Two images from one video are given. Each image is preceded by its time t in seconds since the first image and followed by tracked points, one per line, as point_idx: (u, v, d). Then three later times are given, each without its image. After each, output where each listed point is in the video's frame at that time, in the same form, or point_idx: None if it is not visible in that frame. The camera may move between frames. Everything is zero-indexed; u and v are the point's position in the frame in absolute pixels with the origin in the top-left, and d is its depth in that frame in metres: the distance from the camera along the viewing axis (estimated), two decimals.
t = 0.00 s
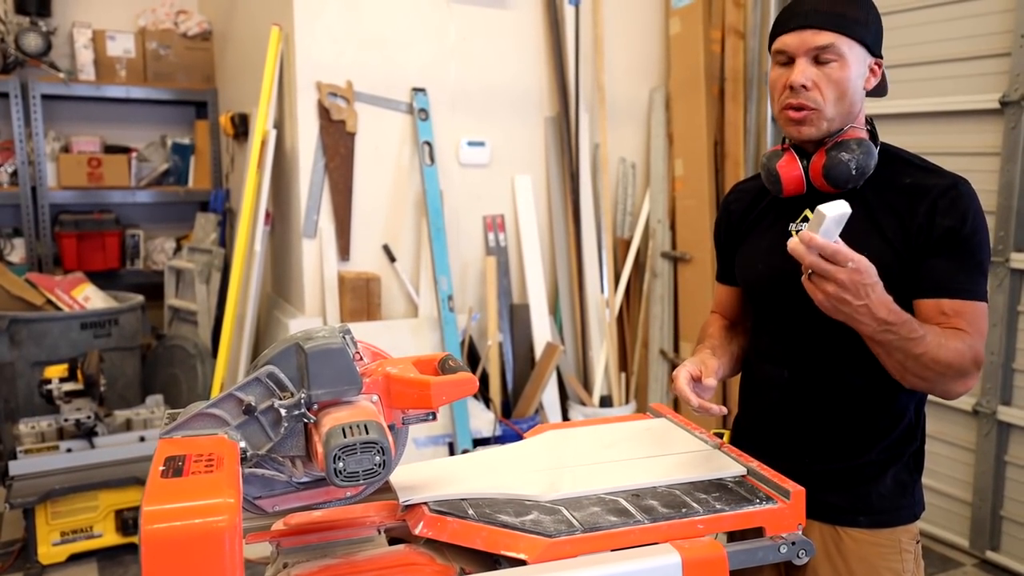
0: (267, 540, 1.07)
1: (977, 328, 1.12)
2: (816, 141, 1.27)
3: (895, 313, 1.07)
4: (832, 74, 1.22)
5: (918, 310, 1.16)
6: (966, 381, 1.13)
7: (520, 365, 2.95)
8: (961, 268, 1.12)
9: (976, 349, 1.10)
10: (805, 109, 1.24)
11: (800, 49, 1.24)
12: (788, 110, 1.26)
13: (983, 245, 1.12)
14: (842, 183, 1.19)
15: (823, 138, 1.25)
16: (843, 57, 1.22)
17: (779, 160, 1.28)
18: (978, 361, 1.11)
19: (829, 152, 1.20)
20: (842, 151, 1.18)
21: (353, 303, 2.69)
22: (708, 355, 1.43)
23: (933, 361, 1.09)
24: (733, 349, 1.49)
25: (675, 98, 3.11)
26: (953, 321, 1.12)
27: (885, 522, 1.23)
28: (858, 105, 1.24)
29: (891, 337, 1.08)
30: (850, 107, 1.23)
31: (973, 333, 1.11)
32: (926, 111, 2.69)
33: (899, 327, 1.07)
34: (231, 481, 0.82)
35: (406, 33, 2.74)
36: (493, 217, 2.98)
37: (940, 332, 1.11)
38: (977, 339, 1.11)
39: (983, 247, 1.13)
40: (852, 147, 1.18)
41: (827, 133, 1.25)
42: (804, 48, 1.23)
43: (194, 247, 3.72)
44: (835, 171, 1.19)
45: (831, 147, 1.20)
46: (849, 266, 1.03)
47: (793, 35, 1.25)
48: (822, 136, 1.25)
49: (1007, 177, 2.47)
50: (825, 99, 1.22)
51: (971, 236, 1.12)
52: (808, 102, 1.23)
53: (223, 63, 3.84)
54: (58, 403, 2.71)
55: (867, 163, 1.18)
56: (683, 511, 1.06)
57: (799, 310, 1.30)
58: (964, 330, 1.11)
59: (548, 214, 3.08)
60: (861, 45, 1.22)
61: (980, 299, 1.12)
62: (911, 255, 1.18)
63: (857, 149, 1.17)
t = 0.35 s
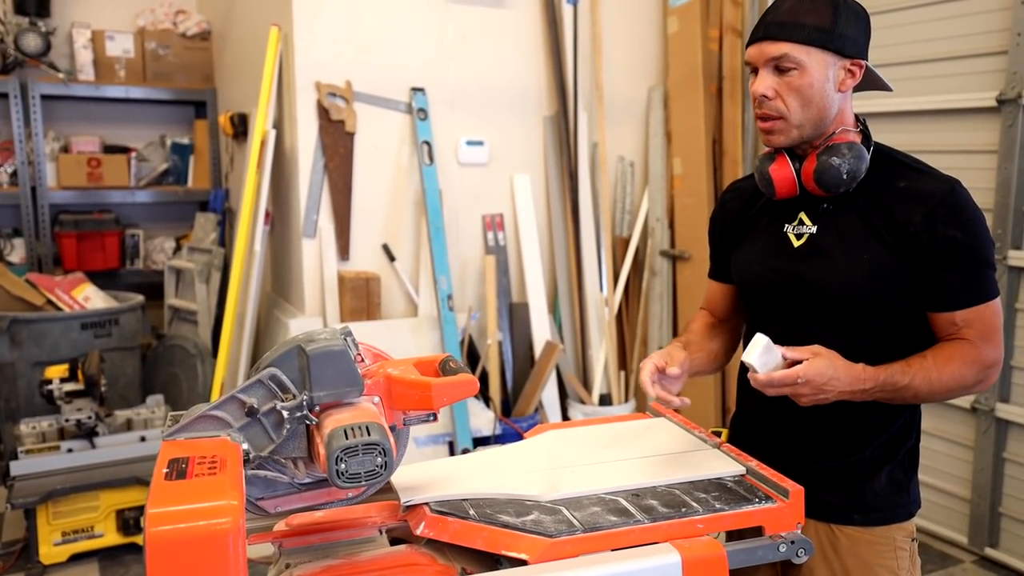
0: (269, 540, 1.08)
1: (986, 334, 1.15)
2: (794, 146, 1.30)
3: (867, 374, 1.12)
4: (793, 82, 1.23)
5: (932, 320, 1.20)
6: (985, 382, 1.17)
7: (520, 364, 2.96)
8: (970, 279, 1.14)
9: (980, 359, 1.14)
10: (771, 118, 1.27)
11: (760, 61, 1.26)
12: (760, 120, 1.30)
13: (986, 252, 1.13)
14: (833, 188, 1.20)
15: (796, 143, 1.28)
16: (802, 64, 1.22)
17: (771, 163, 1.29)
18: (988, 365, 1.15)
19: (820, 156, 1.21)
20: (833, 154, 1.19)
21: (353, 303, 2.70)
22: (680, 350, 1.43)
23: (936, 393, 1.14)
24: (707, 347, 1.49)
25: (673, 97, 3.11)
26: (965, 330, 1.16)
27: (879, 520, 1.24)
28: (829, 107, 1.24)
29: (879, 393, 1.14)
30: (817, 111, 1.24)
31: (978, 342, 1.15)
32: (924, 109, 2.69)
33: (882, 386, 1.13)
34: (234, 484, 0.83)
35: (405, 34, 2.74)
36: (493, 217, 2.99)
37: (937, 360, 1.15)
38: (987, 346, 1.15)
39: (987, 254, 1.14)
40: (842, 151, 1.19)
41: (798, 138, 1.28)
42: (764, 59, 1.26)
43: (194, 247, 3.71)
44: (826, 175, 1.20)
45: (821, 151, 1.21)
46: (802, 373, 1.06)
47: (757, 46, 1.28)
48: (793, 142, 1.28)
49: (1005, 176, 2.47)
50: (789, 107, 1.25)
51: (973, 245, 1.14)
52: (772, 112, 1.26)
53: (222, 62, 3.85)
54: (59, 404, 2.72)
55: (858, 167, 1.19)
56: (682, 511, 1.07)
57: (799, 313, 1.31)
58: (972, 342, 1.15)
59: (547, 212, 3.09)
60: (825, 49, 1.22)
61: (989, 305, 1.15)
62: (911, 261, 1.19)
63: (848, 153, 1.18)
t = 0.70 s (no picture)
0: (266, 542, 1.08)
1: (985, 332, 1.15)
2: (795, 148, 1.30)
3: (862, 365, 1.11)
4: (793, 84, 1.24)
5: (933, 318, 1.21)
6: (985, 380, 1.17)
7: (516, 365, 2.96)
8: (971, 277, 1.15)
9: (978, 355, 1.15)
10: (772, 120, 1.28)
11: (760, 62, 1.27)
12: (761, 121, 1.31)
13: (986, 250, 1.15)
14: (838, 188, 1.21)
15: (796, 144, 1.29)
16: (803, 66, 1.23)
17: (773, 165, 1.28)
18: (987, 362, 1.15)
19: (824, 157, 1.21)
20: (837, 156, 1.20)
21: (350, 303, 2.69)
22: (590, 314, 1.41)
23: (931, 386, 1.14)
24: (625, 312, 1.47)
25: (670, 98, 3.12)
26: (964, 328, 1.17)
27: (882, 520, 1.24)
28: (830, 108, 1.25)
29: (873, 384, 1.14)
30: (818, 112, 1.25)
31: (976, 340, 1.15)
32: (920, 111, 2.70)
33: (876, 376, 1.13)
34: (231, 485, 0.83)
35: (402, 35, 2.74)
36: (490, 217, 2.99)
37: (933, 353, 1.15)
38: (985, 344, 1.15)
39: (985, 252, 1.16)
40: (847, 152, 1.19)
41: (799, 138, 1.28)
42: (764, 61, 1.26)
43: (190, 247, 3.69)
44: (832, 177, 1.20)
45: (826, 152, 1.22)
46: (808, 377, 1.05)
47: (756, 48, 1.28)
48: (795, 142, 1.29)
49: (1000, 177, 2.49)
50: (790, 109, 1.25)
51: (973, 243, 1.15)
52: (773, 113, 1.27)
53: (219, 62, 3.84)
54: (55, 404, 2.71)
55: (862, 168, 1.20)
56: (679, 512, 1.07)
57: (800, 314, 1.31)
58: (971, 339, 1.16)
59: (544, 213, 3.08)
60: (825, 51, 1.22)
61: (989, 302, 1.15)
62: (914, 260, 1.20)
63: (852, 154, 1.19)
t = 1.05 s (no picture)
0: (260, 538, 1.07)
1: (991, 321, 1.18)
2: (796, 141, 1.30)
3: (884, 368, 1.10)
4: (796, 73, 1.23)
5: (938, 310, 1.22)
6: (991, 370, 1.19)
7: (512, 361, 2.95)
8: (979, 268, 1.16)
9: (988, 347, 1.17)
10: (775, 110, 1.27)
11: (764, 51, 1.26)
12: (762, 112, 1.29)
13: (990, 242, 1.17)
14: (844, 183, 1.20)
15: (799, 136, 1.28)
16: (806, 55, 1.22)
17: (775, 160, 1.28)
18: (995, 352, 1.18)
19: (830, 151, 1.21)
20: (843, 150, 1.19)
21: (345, 299, 2.69)
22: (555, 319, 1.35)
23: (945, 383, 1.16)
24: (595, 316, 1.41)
25: (666, 94, 3.11)
26: (972, 319, 1.19)
27: (884, 515, 1.25)
28: (831, 99, 1.25)
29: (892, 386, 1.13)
30: (821, 103, 1.25)
31: (984, 332, 1.18)
32: (916, 107, 2.70)
33: (896, 378, 1.12)
34: (225, 480, 0.82)
35: (398, 30, 2.73)
36: (485, 213, 2.98)
37: (946, 349, 1.16)
38: (992, 333, 1.18)
39: (987, 243, 1.17)
40: (853, 146, 1.19)
41: (800, 130, 1.28)
42: (767, 51, 1.25)
43: (184, 242, 3.66)
44: (838, 171, 1.20)
45: (831, 146, 1.21)
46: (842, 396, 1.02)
47: (757, 39, 1.27)
48: (797, 133, 1.28)
49: (996, 174, 2.49)
50: (793, 99, 1.25)
51: (978, 236, 1.16)
52: (776, 103, 1.26)
53: (214, 56, 3.82)
54: (48, 400, 2.69)
55: (867, 162, 1.20)
56: (674, 508, 1.07)
57: (804, 311, 1.30)
58: (978, 330, 1.18)
59: (540, 208, 3.08)
60: (827, 41, 1.23)
61: (994, 292, 1.18)
62: (920, 254, 1.20)
63: (858, 147, 1.19)
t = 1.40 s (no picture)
0: (255, 539, 1.07)
1: (975, 319, 1.14)
2: (802, 135, 1.28)
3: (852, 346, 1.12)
4: (813, 63, 1.24)
5: (921, 309, 1.19)
6: (976, 372, 1.14)
7: (508, 360, 2.95)
8: (962, 264, 1.14)
9: (969, 345, 1.13)
10: (791, 100, 1.25)
11: (780, 40, 1.26)
12: (774, 103, 1.26)
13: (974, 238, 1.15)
14: (830, 180, 1.20)
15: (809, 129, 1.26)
16: (821, 46, 1.25)
17: (762, 159, 1.28)
18: (979, 351, 1.13)
19: (814, 149, 1.21)
20: (827, 147, 1.20)
21: (340, 299, 2.68)
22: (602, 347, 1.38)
23: (922, 380, 1.12)
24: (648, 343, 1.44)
25: (662, 93, 3.11)
26: (955, 317, 1.15)
27: (875, 516, 1.24)
28: (836, 96, 1.28)
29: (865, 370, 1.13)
30: (830, 97, 1.27)
31: (968, 329, 1.13)
32: (911, 106, 2.71)
33: (865, 358, 1.12)
34: (219, 482, 0.82)
35: (393, 29, 2.73)
36: (481, 212, 2.98)
37: (922, 340, 1.14)
38: (976, 331, 1.13)
39: (973, 239, 1.15)
40: (837, 143, 1.19)
41: (811, 122, 1.26)
42: (785, 39, 1.26)
43: (179, 242, 3.65)
44: (823, 168, 1.20)
45: (815, 144, 1.22)
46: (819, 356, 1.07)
47: (771, 29, 1.27)
48: (808, 126, 1.26)
49: (991, 172, 2.49)
50: (809, 89, 1.25)
51: (961, 231, 1.15)
52: (794, 91, 1.24)
53: (208, 55, 3.81)
54: (42, 400, 2.68)
55: (852, 158, 1.20)
56: (671, 507, 1.07)
57: (789, 310, 1.30)
58: (962, 327, 1.14)
59: (536, 206, 3.08)
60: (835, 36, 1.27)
61: (978, 290, 1.15)
62: (903, 251, 1.20)
63: (842, 144, 1.19)
